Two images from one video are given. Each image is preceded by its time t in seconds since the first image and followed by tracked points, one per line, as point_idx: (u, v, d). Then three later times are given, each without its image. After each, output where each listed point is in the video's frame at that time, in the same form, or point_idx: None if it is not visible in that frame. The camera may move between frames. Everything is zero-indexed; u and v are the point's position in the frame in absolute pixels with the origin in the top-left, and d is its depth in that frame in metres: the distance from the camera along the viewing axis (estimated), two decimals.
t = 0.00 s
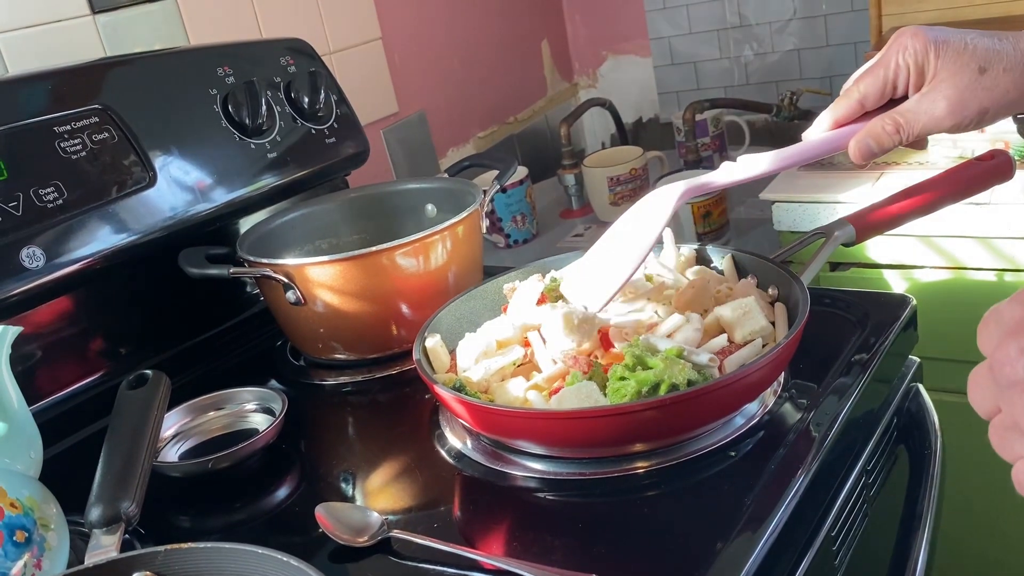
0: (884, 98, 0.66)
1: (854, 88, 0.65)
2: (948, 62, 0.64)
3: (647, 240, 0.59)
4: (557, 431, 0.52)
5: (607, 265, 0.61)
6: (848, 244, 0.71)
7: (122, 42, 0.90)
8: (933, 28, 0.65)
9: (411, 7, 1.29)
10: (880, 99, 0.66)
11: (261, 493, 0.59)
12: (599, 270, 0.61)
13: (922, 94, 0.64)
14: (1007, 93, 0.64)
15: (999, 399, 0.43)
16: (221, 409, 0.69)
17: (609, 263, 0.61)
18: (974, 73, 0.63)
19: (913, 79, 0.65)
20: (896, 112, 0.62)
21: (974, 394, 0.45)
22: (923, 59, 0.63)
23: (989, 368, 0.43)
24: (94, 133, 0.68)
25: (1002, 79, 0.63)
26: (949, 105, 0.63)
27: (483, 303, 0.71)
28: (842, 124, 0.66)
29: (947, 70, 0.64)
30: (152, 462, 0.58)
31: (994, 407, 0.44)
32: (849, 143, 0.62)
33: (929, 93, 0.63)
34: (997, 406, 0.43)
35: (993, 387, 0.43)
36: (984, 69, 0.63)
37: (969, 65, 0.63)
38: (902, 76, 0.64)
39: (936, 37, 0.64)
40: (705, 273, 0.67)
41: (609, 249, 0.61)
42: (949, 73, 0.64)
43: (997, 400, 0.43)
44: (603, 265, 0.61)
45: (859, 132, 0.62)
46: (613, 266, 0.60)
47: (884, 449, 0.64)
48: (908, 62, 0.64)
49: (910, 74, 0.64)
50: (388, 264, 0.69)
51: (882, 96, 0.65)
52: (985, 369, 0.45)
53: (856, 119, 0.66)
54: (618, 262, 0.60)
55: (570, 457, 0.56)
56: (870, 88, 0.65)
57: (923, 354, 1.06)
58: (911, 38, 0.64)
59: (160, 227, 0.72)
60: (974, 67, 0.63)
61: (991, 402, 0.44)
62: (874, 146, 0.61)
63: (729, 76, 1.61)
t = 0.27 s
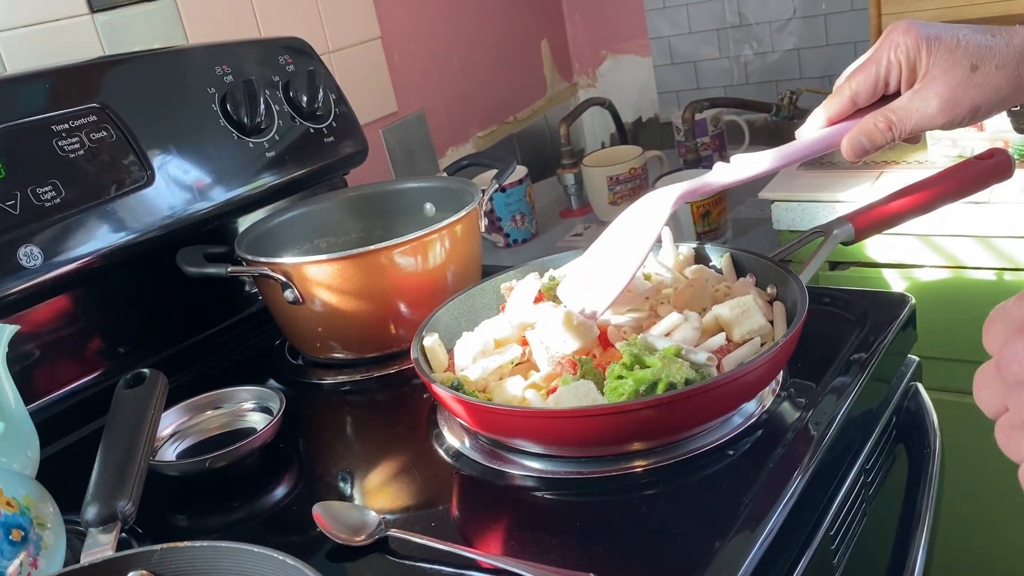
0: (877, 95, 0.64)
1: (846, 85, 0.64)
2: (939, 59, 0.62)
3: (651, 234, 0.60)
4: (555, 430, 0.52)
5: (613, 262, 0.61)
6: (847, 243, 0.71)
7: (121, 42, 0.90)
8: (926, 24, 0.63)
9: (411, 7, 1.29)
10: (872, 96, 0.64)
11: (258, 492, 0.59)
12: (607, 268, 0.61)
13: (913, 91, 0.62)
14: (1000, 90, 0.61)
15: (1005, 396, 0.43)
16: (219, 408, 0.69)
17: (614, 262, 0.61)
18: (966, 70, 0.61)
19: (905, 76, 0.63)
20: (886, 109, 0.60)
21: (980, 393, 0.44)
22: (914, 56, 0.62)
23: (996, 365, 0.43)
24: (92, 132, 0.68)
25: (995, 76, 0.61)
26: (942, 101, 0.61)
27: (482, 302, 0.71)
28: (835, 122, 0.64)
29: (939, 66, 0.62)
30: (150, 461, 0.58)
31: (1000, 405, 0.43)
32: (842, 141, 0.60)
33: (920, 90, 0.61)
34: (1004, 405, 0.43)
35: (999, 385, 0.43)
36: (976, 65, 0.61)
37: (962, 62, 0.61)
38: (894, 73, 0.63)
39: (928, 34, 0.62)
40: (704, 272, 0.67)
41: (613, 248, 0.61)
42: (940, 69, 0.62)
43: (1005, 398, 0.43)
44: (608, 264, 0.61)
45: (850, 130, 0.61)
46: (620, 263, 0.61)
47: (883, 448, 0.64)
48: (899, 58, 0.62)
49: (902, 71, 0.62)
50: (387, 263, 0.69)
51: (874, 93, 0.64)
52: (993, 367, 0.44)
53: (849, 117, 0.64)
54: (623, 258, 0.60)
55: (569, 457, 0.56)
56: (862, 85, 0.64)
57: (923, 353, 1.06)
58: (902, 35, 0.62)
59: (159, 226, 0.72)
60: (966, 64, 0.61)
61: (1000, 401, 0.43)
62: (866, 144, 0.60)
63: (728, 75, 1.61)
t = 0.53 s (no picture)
0: (871, 71, 0.63)
1: (841, 59, 0.63)
2: (939, 37, 0.62)
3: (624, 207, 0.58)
4: (556, 430, 0.52)
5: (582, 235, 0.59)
6: (847, 243, 0.71)
7: (122, 42, 0.90)
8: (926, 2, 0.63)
9: (411, 7, 1.29)
10: (866, 71, 0.63)
11: (259, 491, 0.59)
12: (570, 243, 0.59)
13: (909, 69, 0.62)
14: (994, 74, 0.63)
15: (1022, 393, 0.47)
16: (220, 408, 0.69)
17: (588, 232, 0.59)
18: (964, 51, 0.61)
19: (901, 53, 0.62)
20: (882, 84, 0.60)
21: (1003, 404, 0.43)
22: (913, 32, 0.61)
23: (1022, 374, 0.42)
24: (93, 132, 0.68)
25: (992, 58, 0.62)
26: (936, 81, 0.61)
27: (483, 303, 0.71)
28: (826, 94, 0.63)
29: (938, 45, 0.62)
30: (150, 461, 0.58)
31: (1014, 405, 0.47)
32: (833, 114, 0.59)
33: (917, 68, 0.61)
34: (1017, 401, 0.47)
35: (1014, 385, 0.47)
36: (974, 47, 0.61)
37: (961, 42, 0.61)
38: (890, 49, 0.62)
39: (927, 12, 0.62)
40: (704, 273, 0.67)
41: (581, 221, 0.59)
42: (939, 47, 0.62)
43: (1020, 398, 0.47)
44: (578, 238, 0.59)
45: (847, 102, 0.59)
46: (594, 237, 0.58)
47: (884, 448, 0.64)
48: (897, 34, 0.62)
49: (898, 48, 0.62)
50: (387, 263, 0.69)
51: (868, 68, 0.63)
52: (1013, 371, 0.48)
53: (842, 90, 0.63)
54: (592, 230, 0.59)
55: (569, 456, 0.56)
56: (856, 59, 0.63)
57: (924, 353, 1.06)
58: (902, 11, 0.62)
59: (159, 226, 0.72)
60: (964, 44, 0.61)
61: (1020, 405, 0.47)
62: (859, 120, 0.59)
63: (729, 75, 1.61)
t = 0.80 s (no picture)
0: (863, 76, 0.60)
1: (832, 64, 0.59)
2: (932, 43, 0.60)
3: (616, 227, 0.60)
4: (556, 429, 0.52)
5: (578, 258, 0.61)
6: (847, 242, 0.71)
7: (122, 42, 0.90)
8: (917, 1, 0.61)
9: (411, 7, 1.29)
10: (858, 76, 0.60)
11: (259, 491, 0.59)
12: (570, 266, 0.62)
13: (899, 77, 0.60)
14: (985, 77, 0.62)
15: None
16: (220, 408, 0.69)
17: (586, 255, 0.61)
18: (956, 59, 0.60)
19: (894, 58, 0.60)
20: (872, 91, 0.59)
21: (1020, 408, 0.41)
22: (906, 38, 0.59)
23: None
24: (93, 132, 0.68)
25: (984, 63, 0.61)
26: (926, 88, 0.60)
27: (482, 302, 0.71)
28: (814, 100, 0.60)
29: (930, 52, 0.60)
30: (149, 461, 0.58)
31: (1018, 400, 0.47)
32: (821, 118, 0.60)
33: (908, 76, 0.60)
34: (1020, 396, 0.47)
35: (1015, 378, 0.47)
36: (966, 54, 0.60)
37: (953, 48, 0.60)
38: (883, 55, 0.60)
39: (920, 16, 0.59)
40: (705, 272, 0.67)
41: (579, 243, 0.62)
42: (930, 55, 0.60)
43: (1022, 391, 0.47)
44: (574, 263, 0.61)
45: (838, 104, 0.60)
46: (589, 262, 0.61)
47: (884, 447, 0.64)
48: (889, 42, 0.59)
49: (891, 54, 0.60)
50: (387, 263, 0.69)
51: (858, 74, 0.60)
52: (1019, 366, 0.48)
53: (830, 98, 0.60)
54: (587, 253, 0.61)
55: (569, 456, 0.56)
56: (848, 65, 0.59)
57: (924, 353, 1.06)
58: (893, 17, 0.59)
59: (159, 226, 0.72)
60: (955, 51, 0.60)
61: None
62: (847, 122, 0.60)
63: (729, 75, 1.61)
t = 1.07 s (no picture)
0: (875, 64, 0.60)
1: (843, 56, 0.60)
2: (941, 29, 0.58)
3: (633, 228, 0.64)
4: (557, 429, 0.52)
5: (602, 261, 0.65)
6: (848, 242, 0.71)
7: (122, 42, 0.90)
8: None
9: (411, 7, 1.29)
10: (871, 65, 0.60)
11: (260, 491, 0.59)
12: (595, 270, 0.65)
13: (908, 65, 0.59)
14: (1000, 60, 0.59)
15: None
16: (221, 408, 0.69)
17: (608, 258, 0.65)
18: (965, 44, 0.58)
19: (904, 45, 0.59)
20: (883, 78, 0.59)
21: None
22: (913, 27, 0.58)
23: None
24: (94, 132, 0.68)
25: (996, 47, 0.58)
26: (937, 75, 0.59)
27: (483, 302, 0.71)
28: (831, 90, 0.62)
29: (940, 37, 0.58)
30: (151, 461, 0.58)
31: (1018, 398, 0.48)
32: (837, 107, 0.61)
33: (916, 63, 0.59)
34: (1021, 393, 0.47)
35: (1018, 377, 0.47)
36: (976, 39, 0.58)
37: (963, 34, 0.58)
38: (892, 43, 0.59)
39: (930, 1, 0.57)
40: (705, 273, 0.67)
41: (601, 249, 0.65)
42: (941, 41, 0.58)
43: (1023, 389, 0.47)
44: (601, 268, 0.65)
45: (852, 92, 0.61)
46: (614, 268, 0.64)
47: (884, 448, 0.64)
48: (898, 30, 0.58)
49: (901, 42, 0.59)
50: (388, 263, 0.69)
51: (872, 63, 0.60)
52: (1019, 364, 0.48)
53: (846, 87, 0.62)
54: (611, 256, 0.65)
55: (570, 456, 0.56)
56: (860, 54, 0.60)
57: (924, 353, 1.06)
58: (902, 4, 0.57)
59: (160, 226, 0.72)
60: (965, 36, 0.58)
61: None
62: (863, 110, 0.61)
63: (729, 75, 1.61)
